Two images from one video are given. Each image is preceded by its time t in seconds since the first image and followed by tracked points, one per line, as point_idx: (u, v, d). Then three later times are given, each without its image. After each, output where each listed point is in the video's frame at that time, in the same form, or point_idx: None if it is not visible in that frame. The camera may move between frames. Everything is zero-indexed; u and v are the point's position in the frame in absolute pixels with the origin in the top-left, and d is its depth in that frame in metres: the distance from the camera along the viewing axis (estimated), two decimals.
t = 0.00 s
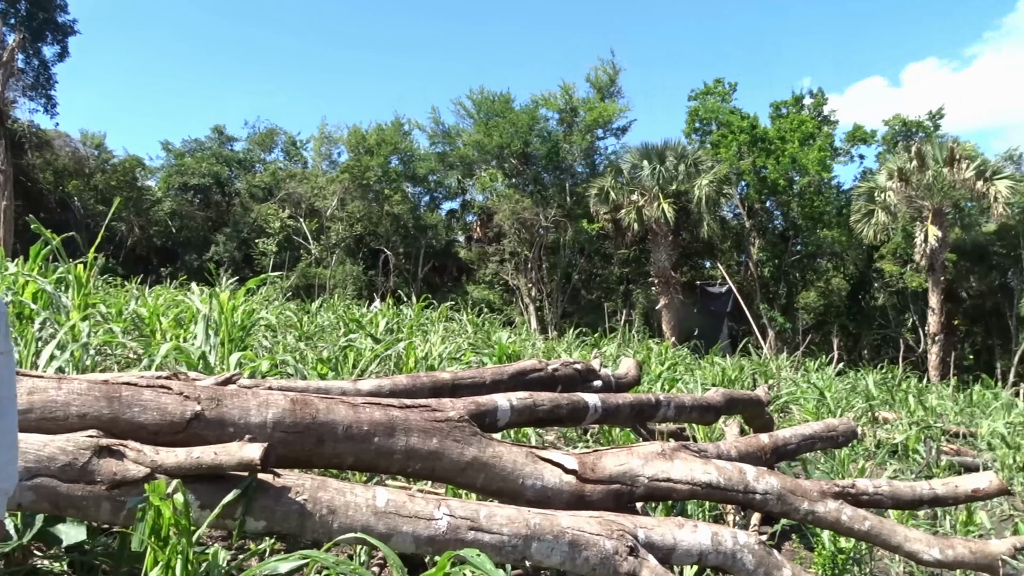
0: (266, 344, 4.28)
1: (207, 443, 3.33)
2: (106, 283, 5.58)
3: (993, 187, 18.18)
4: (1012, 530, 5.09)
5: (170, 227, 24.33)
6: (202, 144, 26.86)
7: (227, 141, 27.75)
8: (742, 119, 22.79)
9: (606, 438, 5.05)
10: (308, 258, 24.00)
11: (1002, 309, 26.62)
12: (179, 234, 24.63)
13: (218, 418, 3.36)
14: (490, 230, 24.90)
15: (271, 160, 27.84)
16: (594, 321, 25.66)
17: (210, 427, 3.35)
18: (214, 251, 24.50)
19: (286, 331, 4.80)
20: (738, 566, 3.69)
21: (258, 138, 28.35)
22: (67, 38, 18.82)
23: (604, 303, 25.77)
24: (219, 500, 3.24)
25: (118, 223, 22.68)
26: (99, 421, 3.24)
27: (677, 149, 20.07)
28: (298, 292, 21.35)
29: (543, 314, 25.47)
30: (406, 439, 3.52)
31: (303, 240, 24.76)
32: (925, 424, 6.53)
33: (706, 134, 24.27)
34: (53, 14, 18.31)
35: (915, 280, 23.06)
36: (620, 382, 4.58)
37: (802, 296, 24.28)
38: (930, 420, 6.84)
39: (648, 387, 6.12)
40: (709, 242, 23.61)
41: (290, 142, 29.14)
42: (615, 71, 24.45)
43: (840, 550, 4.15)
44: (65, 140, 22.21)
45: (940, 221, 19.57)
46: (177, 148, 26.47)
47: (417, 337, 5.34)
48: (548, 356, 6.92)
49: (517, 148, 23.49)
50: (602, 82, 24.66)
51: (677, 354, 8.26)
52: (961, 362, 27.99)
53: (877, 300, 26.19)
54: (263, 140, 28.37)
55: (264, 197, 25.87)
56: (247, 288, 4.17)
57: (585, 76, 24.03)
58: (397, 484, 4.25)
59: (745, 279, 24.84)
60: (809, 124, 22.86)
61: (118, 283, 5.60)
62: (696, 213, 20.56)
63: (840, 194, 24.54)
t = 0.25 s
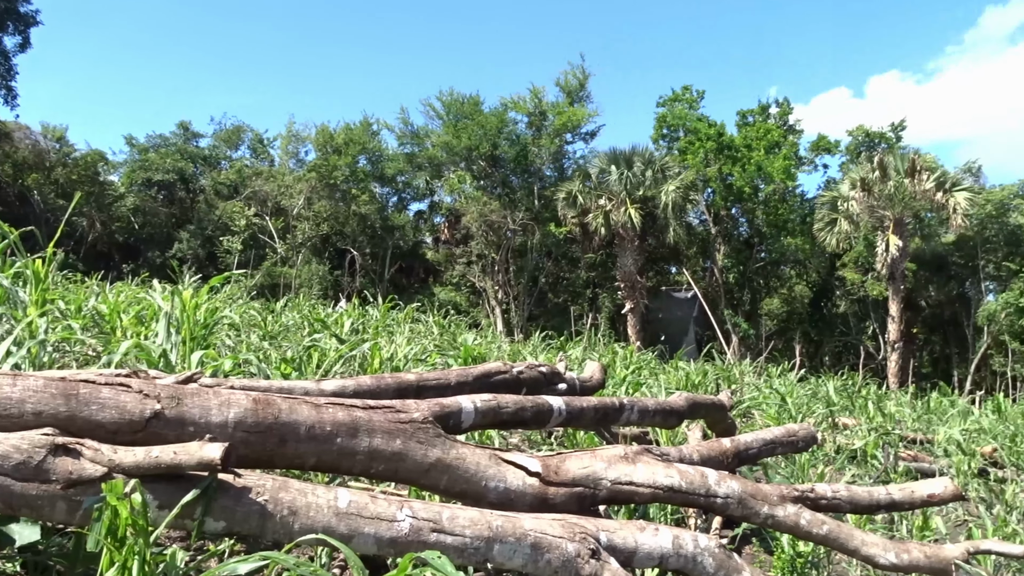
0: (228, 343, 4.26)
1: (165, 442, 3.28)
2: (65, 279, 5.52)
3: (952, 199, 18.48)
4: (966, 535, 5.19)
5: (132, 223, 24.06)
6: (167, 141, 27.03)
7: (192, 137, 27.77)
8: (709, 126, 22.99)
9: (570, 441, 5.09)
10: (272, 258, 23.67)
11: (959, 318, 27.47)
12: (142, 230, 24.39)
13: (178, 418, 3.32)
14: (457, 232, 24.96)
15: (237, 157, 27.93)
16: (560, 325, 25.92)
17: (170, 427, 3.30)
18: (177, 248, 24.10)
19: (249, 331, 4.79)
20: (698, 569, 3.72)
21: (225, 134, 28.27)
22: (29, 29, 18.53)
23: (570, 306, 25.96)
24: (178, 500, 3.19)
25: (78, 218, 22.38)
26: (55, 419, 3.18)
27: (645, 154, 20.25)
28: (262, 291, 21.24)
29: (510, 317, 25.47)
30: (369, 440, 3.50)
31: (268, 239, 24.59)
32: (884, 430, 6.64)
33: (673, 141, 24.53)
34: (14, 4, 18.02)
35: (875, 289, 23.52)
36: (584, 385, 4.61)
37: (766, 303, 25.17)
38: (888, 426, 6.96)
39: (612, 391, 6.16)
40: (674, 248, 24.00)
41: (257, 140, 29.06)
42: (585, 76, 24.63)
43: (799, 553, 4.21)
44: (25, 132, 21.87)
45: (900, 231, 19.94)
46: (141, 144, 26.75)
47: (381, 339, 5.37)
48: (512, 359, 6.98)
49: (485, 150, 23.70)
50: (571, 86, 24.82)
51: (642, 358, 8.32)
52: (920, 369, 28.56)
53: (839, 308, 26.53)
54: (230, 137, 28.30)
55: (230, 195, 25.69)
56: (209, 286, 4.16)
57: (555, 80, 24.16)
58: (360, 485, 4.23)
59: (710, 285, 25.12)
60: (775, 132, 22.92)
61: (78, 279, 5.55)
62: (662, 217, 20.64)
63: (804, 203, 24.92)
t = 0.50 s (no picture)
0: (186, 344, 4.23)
1: (119, 444, 3.21)
2: (17, 276, 5.46)
3: (908, 211, 19.07)
4: (916, 540, 5.31)
5: (89, 219, 23.72)
6: (127, 136, 27.10)
7: (152, 133, 27.99)
8: (673, 134, 23.11)
9: (530, 445, 5.12)
10: (233, 257, 23.46)
11: (914, 328, 27.85)
12: (99, 227, 24.04)
13: (132, 419, 3.25)
14: (421, 235, 24.97)
15: (198, 154, 28.54)
16: (522, 329, 26.17)
17: (124, 428, 3.23)
18: (135, 245, 23.74)
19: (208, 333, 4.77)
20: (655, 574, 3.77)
21: (186, 132, 28.96)
22: None
23: (533, 311, 26.29)
24: (131, 503, 3.13)
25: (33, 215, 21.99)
26: (5, 420, 3.11)
27: (609, 161, 20.54)
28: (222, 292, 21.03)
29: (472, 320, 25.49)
30: (328, 443, 3.47)
31: (229, 238, 24.34)
32: (838, 437, 6.78)
33: (637, 148, 24.67)
34: None
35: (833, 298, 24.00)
36: (544, 390, 4.64)
37: (726, 311, 25.63)
38: (843, 433, 7.10)
39: (573, 396, 6.21)
40: (637, 254, 23.87)
41: (219, 138, 28.87)
42: (551, 82, 24.72)
43: (754, 559, 4.40)
44: None
45: (858, 242, 20.32)
46: (99, 139, 26.53)
47: (342, 342, 5.37)
48: (474, 362, 7.02)
49: (451, 153, 23.52)
50: (537, 91, 24.89)
51: (603, 363, 8.39)
52: (874, 377, 29.07)
53: (797, 315, 27.31)
54: (191, 135, 28.97)
55: (191, 193, 25.38)
56: (167, 286, 4.12)
57: (520, 85, 24.20)
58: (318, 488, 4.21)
59: (671, 291, 25.38)
60: (737, 142, 23.24)
61: (31, 277, 5.48)
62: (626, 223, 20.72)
63: (764, 212, 25.30)
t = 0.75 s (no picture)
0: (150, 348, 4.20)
1: (81, 450, 3.14)
2: None
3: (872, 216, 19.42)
4: (879, 541, 5.40)
5: (51, 221, 23.35)
6: (90, 136, 26.23)
7: (117, 133, 27.11)
8: (641, 139, 23.28)
9: (499, 449, 5.13)
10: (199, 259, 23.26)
11: (877, 331, 27.99)
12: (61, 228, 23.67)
13: (95, 424, 3.17)
14: (390, 238, 24.94)
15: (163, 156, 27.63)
16: (491, 332, 26.34)
17: (86, 434, 3.15)
18: (98, 247, 23.52)
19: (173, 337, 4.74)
20: None
21: (151, 133, 27.94)
22: None
23: (502, 314, 26.56)
24: (93, 510, 3.06)
25: None
26: None
27: (579, 164, 20.57)
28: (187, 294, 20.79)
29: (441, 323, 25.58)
30: (294, 448, 3.44)
31: (195, 240, 24.11)
32: (804, 440, 6.87)
33: (606, 153, 24.82)
34: None
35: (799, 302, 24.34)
36: (513, 394, 4.65)
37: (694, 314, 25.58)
38: (808, 436, 7.19)
39: (542, 400, 6.22)
40: (607, 258, 23.96)
41: (184, 138, 28.54)
42: (521, 86, 24.70)
43: (720, 560, 4.49)
44: None
45: (823, 246, 20.59)
46: (61, 138, 25.71)
47: (310, 345, 5.37)
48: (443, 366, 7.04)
49: (420, 156, 23.40)
50: (507, 95, 24.88)
51: (573, 367, 8.41)
52: (839, 380, 29.46)
53: (763, 319, 27.39)
54: (157, 135, 27.98)
55: (155, 194, 24.98)
56: (131, 290, 4.08)
57: (490, 89, 24.15)
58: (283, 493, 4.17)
59: (639, 295, 25.51)
60: (705, 146, 23.41)
61: None
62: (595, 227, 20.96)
63: (732, 217, 25.57)
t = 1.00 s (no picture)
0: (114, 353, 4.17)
1: (42, 458, 3.05)
2: None
3: (837, 221, 19.78)
4: (843, 541, 5.49)
5: (12, 225, 22.97)
6: (50, 138, 25.93)
7: (78, 135, 26.94)
8: (610, 144, 23.38)
9: (469, 453, 5.14)
10: (164, 263, 23.08)
11: (842, 334, 28.65)
12: (21, 232, 23.29)
13: (56, 431, 3.08)
14: (359, 242, 24.85)
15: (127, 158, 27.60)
16: (461, 337, 26.44)
17: (47, 441, 3.06)
18: (60, 252, 23.23)
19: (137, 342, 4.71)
20: None
21: (115, 136, 28.09)
22: None
23: (472, 319, 26.63)
24: (55, 519, 2.99)
25: None
26: None
27: (548, 169, 20.68)
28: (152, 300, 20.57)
29: (411, 327, 25.72)
30: (262, 454, 3.41)
31: (160, 245, 23.82)
32: (770, 441, 6.96)
33: (575, 157, 24.90)
34: None
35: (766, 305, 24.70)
36: (482, 398, 4.66)
37: (664, 317, 25.80)
38: (775, 438, 7.29)
39: (511, 404, 6.24)
40: (576, 262, 24.31)
41: (149, 141, 28.21)
42: (490, 89, 24.65)
43: (688, 562, 4.53)
44: None
45: (789, 250, 20.85)
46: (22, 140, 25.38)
47: (278, 350, 5.36)
48: (411, 370, 7.06)
49: (389, 160, 23.01)
50: (476, 99, 24.83)
51: (542, 370, 8.44)
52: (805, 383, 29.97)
53: (731, 323, 28.25)
54: (119, 139, 28.13)
55: (118, 198, 24.65)
56: (94, 295, 4.05)
57: (459, 92, 24.07)
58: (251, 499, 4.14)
59: (609, 299, 25.66)
60: (673, 152, 23.60)
61: None
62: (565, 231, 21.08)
63: (699, 222, 25.81)
